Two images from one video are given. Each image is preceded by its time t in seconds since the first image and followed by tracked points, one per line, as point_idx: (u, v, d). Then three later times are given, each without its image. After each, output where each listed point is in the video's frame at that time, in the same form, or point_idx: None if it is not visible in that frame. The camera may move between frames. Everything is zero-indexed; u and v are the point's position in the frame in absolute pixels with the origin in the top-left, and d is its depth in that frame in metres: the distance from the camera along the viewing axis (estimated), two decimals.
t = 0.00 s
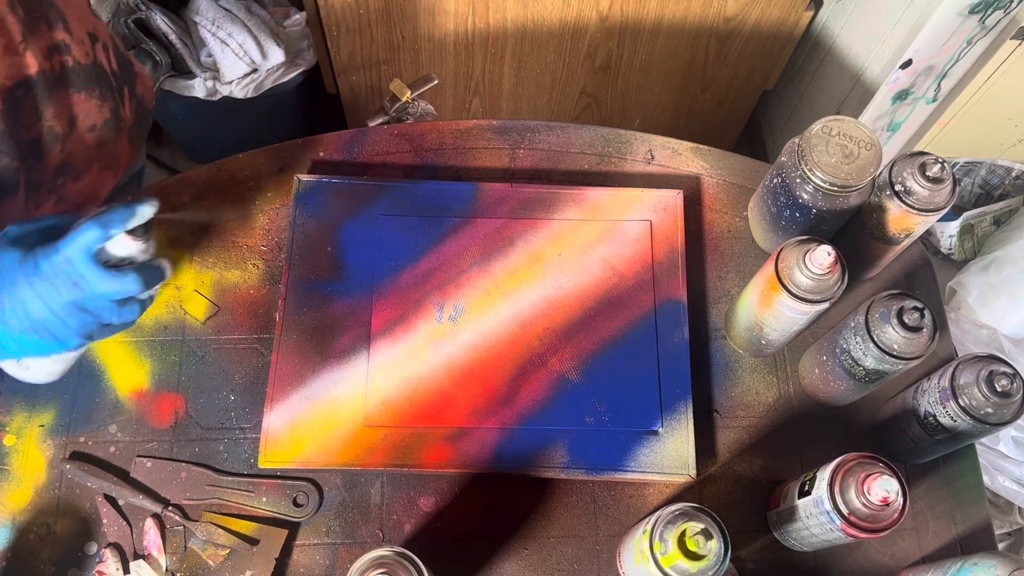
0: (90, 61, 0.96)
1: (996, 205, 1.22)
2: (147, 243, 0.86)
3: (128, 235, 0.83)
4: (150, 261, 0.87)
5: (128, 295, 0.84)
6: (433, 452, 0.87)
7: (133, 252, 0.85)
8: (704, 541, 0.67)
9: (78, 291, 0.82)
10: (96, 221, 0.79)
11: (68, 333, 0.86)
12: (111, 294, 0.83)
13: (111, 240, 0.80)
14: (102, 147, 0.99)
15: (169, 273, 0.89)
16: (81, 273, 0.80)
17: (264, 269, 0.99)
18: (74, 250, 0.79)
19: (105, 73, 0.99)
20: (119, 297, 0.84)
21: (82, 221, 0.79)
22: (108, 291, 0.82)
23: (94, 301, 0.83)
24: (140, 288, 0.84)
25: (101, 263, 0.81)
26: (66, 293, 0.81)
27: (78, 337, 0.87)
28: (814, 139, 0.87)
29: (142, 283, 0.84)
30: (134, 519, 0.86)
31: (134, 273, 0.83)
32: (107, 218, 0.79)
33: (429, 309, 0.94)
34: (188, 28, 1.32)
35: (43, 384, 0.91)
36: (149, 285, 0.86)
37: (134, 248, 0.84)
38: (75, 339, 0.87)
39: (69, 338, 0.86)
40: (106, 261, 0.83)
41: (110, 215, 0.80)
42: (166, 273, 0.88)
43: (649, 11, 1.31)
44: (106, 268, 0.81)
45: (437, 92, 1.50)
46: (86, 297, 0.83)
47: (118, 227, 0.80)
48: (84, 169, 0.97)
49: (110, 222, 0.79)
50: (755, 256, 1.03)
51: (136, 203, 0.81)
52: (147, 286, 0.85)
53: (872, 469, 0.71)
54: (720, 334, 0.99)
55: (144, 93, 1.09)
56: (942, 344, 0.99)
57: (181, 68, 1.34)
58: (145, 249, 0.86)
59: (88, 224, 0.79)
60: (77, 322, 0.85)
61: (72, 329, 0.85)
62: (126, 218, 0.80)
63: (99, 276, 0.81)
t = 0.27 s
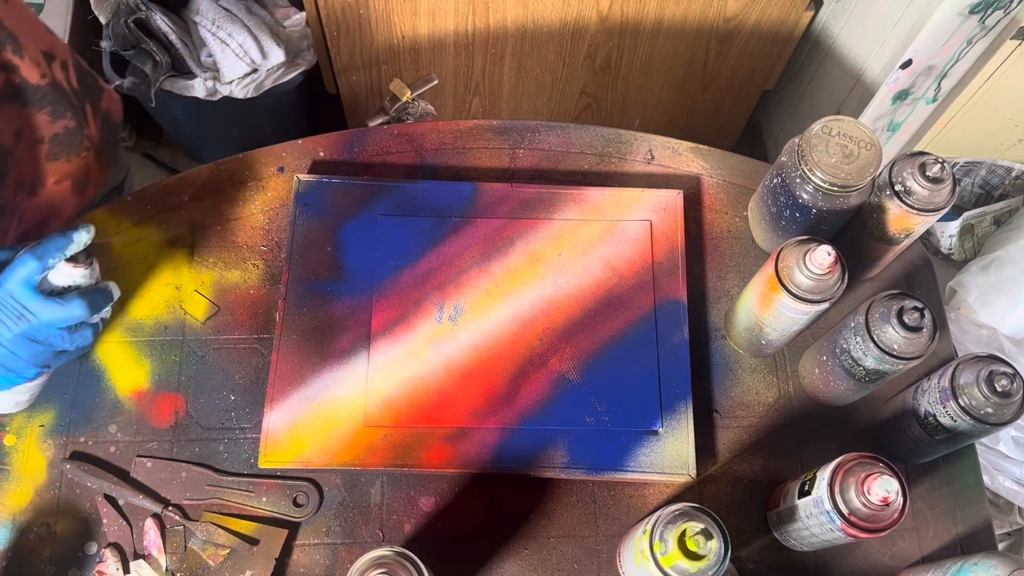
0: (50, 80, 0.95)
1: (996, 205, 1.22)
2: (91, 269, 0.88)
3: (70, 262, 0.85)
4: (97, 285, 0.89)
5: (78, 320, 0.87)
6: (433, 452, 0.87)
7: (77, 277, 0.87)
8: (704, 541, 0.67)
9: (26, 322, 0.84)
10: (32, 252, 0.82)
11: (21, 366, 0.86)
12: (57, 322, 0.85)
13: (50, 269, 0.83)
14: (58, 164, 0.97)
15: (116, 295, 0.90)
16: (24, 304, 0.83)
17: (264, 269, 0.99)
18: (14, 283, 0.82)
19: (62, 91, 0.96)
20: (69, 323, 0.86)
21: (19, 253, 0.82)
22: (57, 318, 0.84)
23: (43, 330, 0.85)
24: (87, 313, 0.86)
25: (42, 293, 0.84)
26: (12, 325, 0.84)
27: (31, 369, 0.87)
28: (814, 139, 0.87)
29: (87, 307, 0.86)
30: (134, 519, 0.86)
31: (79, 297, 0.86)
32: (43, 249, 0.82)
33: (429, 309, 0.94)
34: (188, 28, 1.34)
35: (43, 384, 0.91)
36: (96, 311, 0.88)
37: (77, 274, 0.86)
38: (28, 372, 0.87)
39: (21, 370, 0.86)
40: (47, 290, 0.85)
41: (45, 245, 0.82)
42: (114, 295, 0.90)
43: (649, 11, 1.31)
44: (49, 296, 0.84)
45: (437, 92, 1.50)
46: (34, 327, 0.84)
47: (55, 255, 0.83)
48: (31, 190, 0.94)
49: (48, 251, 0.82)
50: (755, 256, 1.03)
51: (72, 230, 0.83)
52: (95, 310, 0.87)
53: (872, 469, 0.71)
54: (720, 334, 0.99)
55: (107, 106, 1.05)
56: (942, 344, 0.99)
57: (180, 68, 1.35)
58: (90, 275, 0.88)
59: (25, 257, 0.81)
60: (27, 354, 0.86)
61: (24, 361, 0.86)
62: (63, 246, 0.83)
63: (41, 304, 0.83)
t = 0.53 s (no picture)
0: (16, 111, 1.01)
1: (996, 205, 1.22)
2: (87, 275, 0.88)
3: (63, 271, 0.85)
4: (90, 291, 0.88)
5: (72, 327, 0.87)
6: (433, 452, 0.87)
7: (71, 286, 0.86)
8: (704, 541, 0.67)
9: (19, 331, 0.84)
10: (25, 261, 0.82)
11: (15, 372, 0.86)
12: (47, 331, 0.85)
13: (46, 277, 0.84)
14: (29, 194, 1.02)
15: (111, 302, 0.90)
16: (15, 313, 0.83)
17: (264, 269, 0.99)
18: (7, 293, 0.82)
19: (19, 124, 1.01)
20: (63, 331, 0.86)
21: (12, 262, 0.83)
22: (49, 326, 0.85)
23: (37, 339, 0.85)
24: (80, 319, 0.86)
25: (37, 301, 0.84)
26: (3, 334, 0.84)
27: (26, 376, 0.88)
28: (814, 139, 0.87)
29: (80, 314, 0.86)
30: (134, 518, 0.86)
31: (72, 305, 0.86)
32: (37, 257, 0.83)
33: (429, 309, 0.94)
34: (188, 28, 1.34)
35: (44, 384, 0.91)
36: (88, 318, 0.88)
37: (71, 283, 0.86)
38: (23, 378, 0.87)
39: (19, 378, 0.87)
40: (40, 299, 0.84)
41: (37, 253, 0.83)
42: (109, 302, 0.90)
43: (649, 11, 1.31)
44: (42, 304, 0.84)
45: (437, 92, 1.50)
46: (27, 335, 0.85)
47: (49, 265, 0.83)
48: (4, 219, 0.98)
49: (41, 261, 0.83)
50: (755, 256, 1.03)
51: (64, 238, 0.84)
52: (88, 318, 0.87)
53: (872, 469, 0.72)
54: (720, 334, 0.99)
55: (70, 136, 1.11)
56: (942, 344, 0.99)
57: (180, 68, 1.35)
58: (84, 282, 0.87)
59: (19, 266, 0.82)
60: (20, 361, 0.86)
61: (19, 368, 0.86)
62: (55, 255, 0.83)
63: (33, 312, 0.83)
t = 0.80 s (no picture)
0: None
1: (996, 205, 1.22)
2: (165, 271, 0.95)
3: (144, 261, 0.92)
4: (173, 282, 0.95)
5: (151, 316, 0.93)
6: (433, 452, 0.87)
7: (153, 277, 0.93)
8: (704, 541, 0.67)
9: (103, 318, 0.90)
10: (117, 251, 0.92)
11: (95, 359, 0.91)
12: (134, 317, 0.92)
13: (131, 266, 0.91)
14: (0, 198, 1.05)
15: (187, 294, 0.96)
16: (105, 301, 0.90)
17: (264, 269, 0.99)
18: (97, 280, 0.90)
19: None
20: (143, 319, 0.92)
21: (102, 252, 0.92)
22: (134, 314, 0.91)
23: (118, 326, 0.91)
24: (161, 306, 0.93)
25: (122, 290, 0.91)
26: (92, 318, 0.90)
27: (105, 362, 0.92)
28: (814, 139, 0.87)
29: (159, 301, 0.93)
30: (134, 518, 0.86)
31: (153, 292, 0.92)
32: (125, 248, 0.93)
33: (429, 309, 0.94)
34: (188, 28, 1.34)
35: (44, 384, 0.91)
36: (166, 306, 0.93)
37: (154, 274, 0.93)
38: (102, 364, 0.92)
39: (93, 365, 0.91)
40: (129, 286, 0.91)
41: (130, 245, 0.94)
42: (184, 294, 0.96)
43: (649, 11, 1.31)
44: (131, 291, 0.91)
45: (437, 92, 1.50)
46: (110, 323, 0.91)
47: (135, 253, 0.93)
48: None
49: (129, 250, 0.93)
50: (755, 256, 1.03)
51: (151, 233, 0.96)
52: (166, 306, 0.93)
53: (872, 469, 0.72)
54: (720, 334, 0.99)
55: (37, 139, 1.13)
56: (942, 344, 0.99)
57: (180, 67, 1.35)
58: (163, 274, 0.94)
59: (109, 254, 0.91)
60: (99, 343, 0.91)
61: (98, 354, 0.91)
62: (142, 245, 0.94)
63: (123, 300, 0.91)
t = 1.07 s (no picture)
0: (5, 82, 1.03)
1: (996, 205, 1.22)
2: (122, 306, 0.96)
3: (101, 300, 0.94)
4: (132, 317, 0.95)
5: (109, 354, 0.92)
6: (433, 452, 0.87)
7: (109, 316, 0.94)
8: (704, 541, 0.67)
9: (60, 358, 0.90)
10: (73, 288, 0.94)
11: (46, 405, 0.89)
12: (90, 358, 0.91)
13: (87, 304, 0.93)
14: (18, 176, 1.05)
15: (146, 333, 0.95)
16: (59, 339, 0.90)
17: (264, 269, 0.99)
18: (53, 317, 0.91)
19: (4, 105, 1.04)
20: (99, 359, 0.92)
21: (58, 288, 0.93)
22: (91, 352, 0.91)
23: (75, 368, 0.90)
24: (121, 347, 0.93)
25: (81, 328, 0.91)
26: (47, 356, 0.89)
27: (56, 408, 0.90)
28: (814, 139, 0.87)
29: (119, 342, 0.93)
30: (134, 518, 0.86)
31: (113, 333, 0.93)
32: (83, 283, 0.95)
33: (429, 309, 0.94)
34: (188, 28, 1.33)
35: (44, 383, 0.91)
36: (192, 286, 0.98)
37: (112, 312, 0.94)
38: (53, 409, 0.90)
39: (45, 409, 0.89)
40: (86, 326, 0.92)
41: (84, 279, 0.95)
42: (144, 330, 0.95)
43: (649, 11, 1.31)
44: (88, 331, 0.92)
45: (437, 92, 1.50)
46: (67, 364, 0.90)
47: (93, 292, 0.95)
48: None
49: (87, 289, 0.95)
50: (755, 256, 1.03)
51: (106, 267, 0.97)
52: (127, 345, 0.93)
53: (872, 469, 0.72)
54: (720, 334, 0.99)
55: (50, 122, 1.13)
56: (942, 343, 0.99)
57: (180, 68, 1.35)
58: (123, 310, 0.95)
59: (64, 292, 0.93)
60: (54, 390, 0.90)
61: (50, 400, 0.89)
62: (99, 282, 0.96)
63: (81, 341, 0.91)
